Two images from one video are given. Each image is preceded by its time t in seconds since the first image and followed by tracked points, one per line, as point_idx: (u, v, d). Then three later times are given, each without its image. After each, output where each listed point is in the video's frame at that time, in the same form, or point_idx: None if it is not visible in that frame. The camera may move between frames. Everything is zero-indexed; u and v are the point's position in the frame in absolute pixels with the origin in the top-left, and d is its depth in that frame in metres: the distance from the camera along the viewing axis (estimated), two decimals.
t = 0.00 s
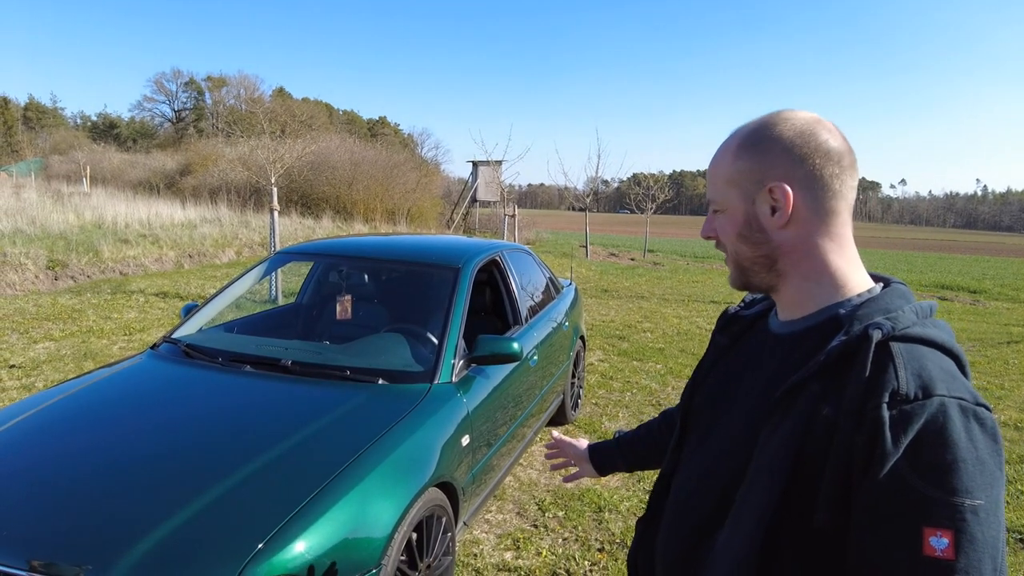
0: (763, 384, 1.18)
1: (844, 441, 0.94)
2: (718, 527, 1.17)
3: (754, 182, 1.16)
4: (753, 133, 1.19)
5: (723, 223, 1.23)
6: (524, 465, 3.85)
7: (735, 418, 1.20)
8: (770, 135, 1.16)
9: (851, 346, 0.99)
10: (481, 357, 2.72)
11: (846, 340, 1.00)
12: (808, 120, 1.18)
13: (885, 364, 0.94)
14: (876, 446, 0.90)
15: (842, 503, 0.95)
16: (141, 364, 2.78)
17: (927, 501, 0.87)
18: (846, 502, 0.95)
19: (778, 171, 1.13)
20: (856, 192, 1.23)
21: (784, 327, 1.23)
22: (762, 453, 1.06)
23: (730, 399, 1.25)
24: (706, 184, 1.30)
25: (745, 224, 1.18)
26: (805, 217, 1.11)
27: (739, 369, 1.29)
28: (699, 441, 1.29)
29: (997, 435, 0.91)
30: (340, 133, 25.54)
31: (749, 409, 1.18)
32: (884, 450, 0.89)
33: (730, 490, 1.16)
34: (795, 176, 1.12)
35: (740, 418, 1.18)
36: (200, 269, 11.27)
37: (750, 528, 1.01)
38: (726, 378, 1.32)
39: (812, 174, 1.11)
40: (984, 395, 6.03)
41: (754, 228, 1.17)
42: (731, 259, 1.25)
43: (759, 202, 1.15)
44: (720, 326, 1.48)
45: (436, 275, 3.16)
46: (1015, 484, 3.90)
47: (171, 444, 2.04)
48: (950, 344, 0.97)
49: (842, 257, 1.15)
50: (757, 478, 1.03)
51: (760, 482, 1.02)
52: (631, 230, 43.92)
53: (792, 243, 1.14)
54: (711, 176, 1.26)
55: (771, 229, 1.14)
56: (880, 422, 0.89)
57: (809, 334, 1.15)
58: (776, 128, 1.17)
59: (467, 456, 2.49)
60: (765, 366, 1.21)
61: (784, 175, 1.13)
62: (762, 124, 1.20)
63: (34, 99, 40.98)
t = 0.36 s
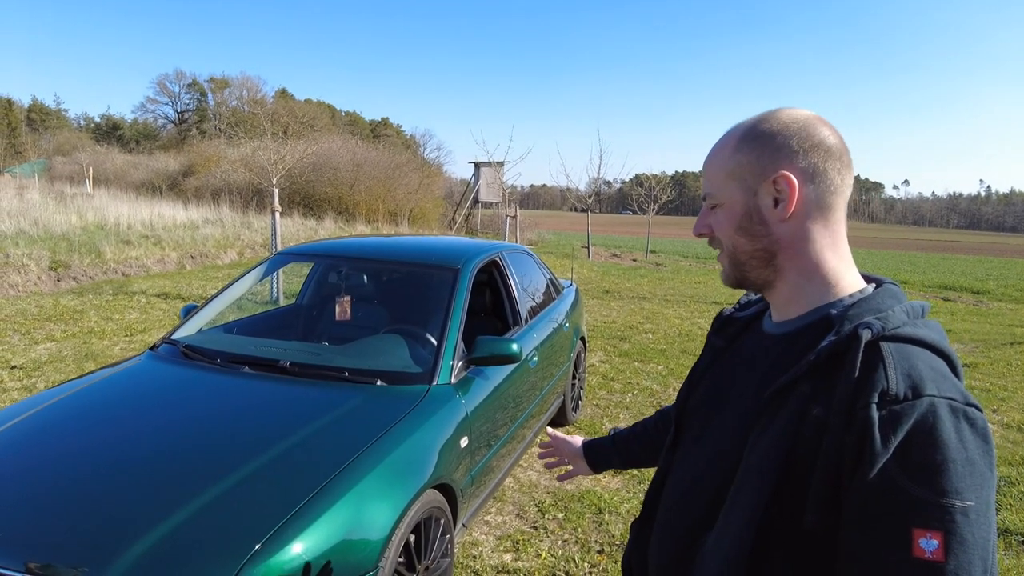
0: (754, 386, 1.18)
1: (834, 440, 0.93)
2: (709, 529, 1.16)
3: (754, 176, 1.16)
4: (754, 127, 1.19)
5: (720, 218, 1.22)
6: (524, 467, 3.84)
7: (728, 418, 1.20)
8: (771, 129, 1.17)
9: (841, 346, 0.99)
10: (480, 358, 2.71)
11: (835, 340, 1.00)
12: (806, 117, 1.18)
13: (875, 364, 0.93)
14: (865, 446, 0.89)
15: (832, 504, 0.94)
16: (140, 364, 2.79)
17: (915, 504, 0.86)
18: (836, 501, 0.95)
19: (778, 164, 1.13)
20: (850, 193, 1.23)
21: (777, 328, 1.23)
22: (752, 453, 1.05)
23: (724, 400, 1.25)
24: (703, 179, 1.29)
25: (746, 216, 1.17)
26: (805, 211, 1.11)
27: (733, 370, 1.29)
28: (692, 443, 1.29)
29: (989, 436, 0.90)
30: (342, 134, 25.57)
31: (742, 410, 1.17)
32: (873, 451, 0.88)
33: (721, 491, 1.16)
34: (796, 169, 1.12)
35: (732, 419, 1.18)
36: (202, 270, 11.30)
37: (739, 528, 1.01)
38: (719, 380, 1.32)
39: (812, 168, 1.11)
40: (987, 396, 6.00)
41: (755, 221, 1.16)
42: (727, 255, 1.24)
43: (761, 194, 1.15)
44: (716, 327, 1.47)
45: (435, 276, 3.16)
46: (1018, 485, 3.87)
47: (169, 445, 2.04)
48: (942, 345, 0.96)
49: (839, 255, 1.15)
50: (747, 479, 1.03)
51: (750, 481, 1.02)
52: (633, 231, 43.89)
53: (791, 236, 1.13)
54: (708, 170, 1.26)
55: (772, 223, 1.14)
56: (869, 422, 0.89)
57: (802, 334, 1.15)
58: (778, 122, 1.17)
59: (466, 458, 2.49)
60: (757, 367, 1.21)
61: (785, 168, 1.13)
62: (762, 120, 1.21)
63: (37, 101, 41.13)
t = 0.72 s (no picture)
0: (752, 386, 1.17)
1: (833, 442, 0.93)
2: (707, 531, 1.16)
3: (753, 173, 1.15)
4: (749, 124, 1.20)
5: (719, 217, 1.20)
6: (524, 469, 3.84)
7: (724, 420, 1.19)
8: (768, 125, 1.17)
9: (841, 347, 0.98)
10: (479, 359, 2.71)
11: (836, 341, 0.99)
12: (798, 114, 1.19)
13: (876, 366, 0.93)
14: (866, 449, 0.89)
15: (831, 508, 0.94)
16: (140, 365, 2.79)
17: (916, 508, 0.85)
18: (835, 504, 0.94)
19: (777, 160, 1.13)
20: (846, 193, 1.23)
21: (773, 328, 1.22)
22: (750, 455, 1.05)
23: (721, 401, 1.24)
24: (697, 178, 1.27)
25: (746, 214, 1.16)
26: (805, 207, 1.11)
27: (730, 371, 1.28)
28: (689, 444, 1.28)
29: (991, 440, 0.89)
30: (344, 136, 25.62)
31: (740, 411, 1.17)
32: (873, 454, 0.87)
33: (717, 493, 1.15)
34: (795, 166, 1.12)
35: (727, 421, 1.17)
36: (203, 272, 11.32)
37: (735, 532, 1.00)
38: (716, 381, 1.31)
39: (810, 163, 1.12)
40: (990, 398, 5.98)
41: (757, 217, 1.15)
42: (726, 255, 1.23)
43: (761, 190, 1.14)
44: (712, 328, 1.47)
45: (435, 277, 3.15)
46: (1021, 488, 3.85)
47: (168, 446, 2.04)
48: (942, 347, 0.96)
49: (835, 252, 1.15)
50: (744, 482, 1.02)
51: (748, 484, 1.01)
52: (635, 233, 43.86)
53: (793, 233, 1.12)
54: (703, 168, 1.24)
55: (773, 219, 1.13)
56: (870, 426, 0.88)
57: (798, 334, 1.14)
58: (771, 120, 1.18)
59: (465, 460, 2.48)
60: (755, 368, 1.20)
61: (784, 165, 1.12)
62: (757, 117, 1.21)
63: (40, 103, 41.26)
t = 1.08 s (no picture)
0: (741, 390, 1.17)
1: (821, 445, 0.93)
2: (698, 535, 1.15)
3: (744, 180, 1.15)
4: (739, 131, 1.20)
5: (711, 224, 1.20)
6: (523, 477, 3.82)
7: (714, 423, 1.19)
8: (757, 132, 1.17)
9: (830, 350, 0.98)
10: (476, 366, 2.71)
11: (824, 344, 0.99)
12: (784, 120, 1.20)
13: (864, 368, 0.93)
14: (854, 451, 0.89)
15: (819, 512, 0.93)
16: (137, 373, 2.79)
17: (904, 511, 0.85)
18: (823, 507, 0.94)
19: (768, 167, 1.13)
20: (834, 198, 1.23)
21: (764, 332, 1.22)
22: (739, 458, 1.05)
23: (711, 405, 1.24)
24: (688, 186, 1.26)
25: (739, 221, 1.16)
26: (798, 213, 1.11)
27: (721, 375, 1.28)
28: (680, 448, 1.28)
29: (979, 442, 0.89)
30: (345, 146, 25.73)
31: (729, 414, 1.17)
32: (861, 457, 0.87)
33: (708, 497, 1.14)
34: (785, 172, 1.12)
35: (717, 425, 1.17)
36: (203, 281, 11.33)
37: (724, 536, 1.00)
38: (707, 384, 1.31)
39: (800, 169, 1.12)
40: (990, 406, 5.97)
41: (750, 225, 1.15)
42: (718, 263, 1.22)
43: (753, 198, 1.14)
44: (704, 332, 1.47)
45: (433, 285, 3.16)
46: (1022, 496, 3.84)
47: (166, 452, 2.04)
48: (931, 349, 0.96)
49: (827, 257, 1.15)
50: (733, 486, 1.02)
51: (736, 487, 1.01)
52: (635, 242, 43.93)
53: (785, 240, 1.13)
54: (693, 176, 1.24)
55: (765, 226, 1.13)
56: (857, 428, 0.88)
57: (789, 339, 1.14)
58: (760, 126, 1.18)
59: (461, 468, 2.47)
60: (745, 371, 1.20)
61: (774, 171, 1.13)
62: (746, 124, 1.21)
63: (43, 113, 41.48)
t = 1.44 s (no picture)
0: (735, 396, 1.17)
1: (816, 455, 0.92)
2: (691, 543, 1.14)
3: (725, 189, 1.16)
4: (721, 139, 1.20)
5: (695, 234, 1.22)
6: (521, 484, 3.80)
7: (708, 431, 1.18)
8: (739, 139, 1.17)
9: (824, 356, 0.98)
10: (473, 373, 2.70)
11: (819, 350, 0.99)
12: (774, 124, 1.18)
13: (859, 375, 0.92)
14: (848, 460, 0.88)
15: (814, 522, 0.93)
16: (133, 378, 2.79)
17: (902, 523, 0.83)
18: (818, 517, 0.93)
19: (749, 175, 1.13)
20: (826, 203, 1.23)
21: (756, 338, 1.22)
22: (733, 467, 1.04)
23: (705, 411, 1.24)
24: (676, 194, 1.28)
25: (719, 231, 1.17)
26: (779, 222, 1.11)
27: (714, 381, 1.27)
28: (674, 455, 1.27)
29: (977, 451, 0.88)
30: (345, 152, 25.80)
31: (723, 420, 1.16)
32: (856, 467, 0.87)
33: (702, 506, 1.14)
34: (768, 180, 1.12)
35: (710, 432, 1.17)
36: (203, 287, 11.33)
37: (718, 544, 0.99)
38: (701, 390, 1.31)
39: (783, 177, 1.11)
40: (991, 413, 5.94)
41: (730, 234, 1.15)
42: (706, 270, 1.24)
43: (733, 208, 1.14)
44: (697, 337, 1.47)
45: (430, 291, 3.15)
46: (1023, 504, 3.81)
47: (162, 456, 2.04)
48: (926, 356, 0.95)
49: (817, 263, 1.14)
50: (726, 495, 1.01)
51: (730, 496, 1.00)
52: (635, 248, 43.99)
53: (768, 249, 1.12)
54: (679, 184, 1.25)
55: (746, 236, 1.13)
56: (853, 437, 0.88)
57: (781, 345, 1.14)
58: (746, 132, 1.17)
59: (457, 475, 2.46)
60: (738, 377, 1.19)
61: (755, 179, 1.12)
62: (730, 129, 1.20)
63: (45, 120, 41.63)
